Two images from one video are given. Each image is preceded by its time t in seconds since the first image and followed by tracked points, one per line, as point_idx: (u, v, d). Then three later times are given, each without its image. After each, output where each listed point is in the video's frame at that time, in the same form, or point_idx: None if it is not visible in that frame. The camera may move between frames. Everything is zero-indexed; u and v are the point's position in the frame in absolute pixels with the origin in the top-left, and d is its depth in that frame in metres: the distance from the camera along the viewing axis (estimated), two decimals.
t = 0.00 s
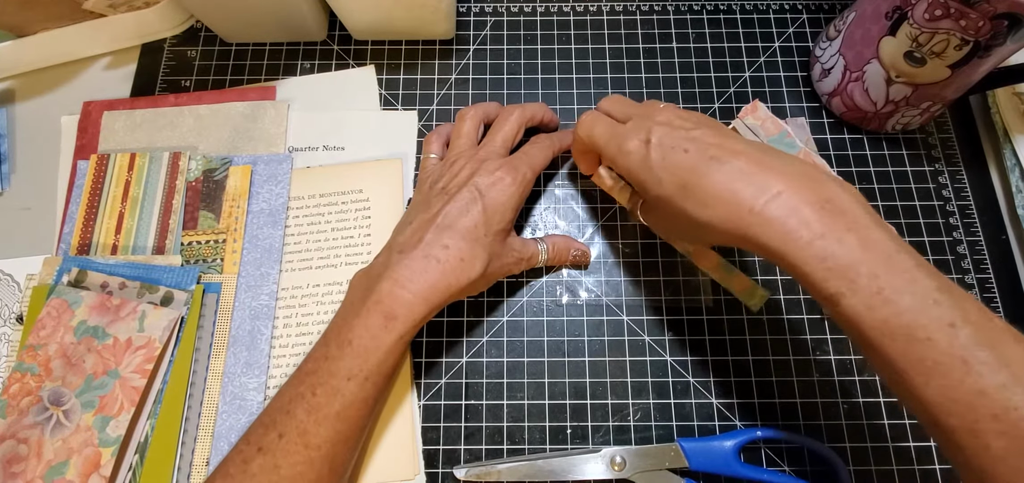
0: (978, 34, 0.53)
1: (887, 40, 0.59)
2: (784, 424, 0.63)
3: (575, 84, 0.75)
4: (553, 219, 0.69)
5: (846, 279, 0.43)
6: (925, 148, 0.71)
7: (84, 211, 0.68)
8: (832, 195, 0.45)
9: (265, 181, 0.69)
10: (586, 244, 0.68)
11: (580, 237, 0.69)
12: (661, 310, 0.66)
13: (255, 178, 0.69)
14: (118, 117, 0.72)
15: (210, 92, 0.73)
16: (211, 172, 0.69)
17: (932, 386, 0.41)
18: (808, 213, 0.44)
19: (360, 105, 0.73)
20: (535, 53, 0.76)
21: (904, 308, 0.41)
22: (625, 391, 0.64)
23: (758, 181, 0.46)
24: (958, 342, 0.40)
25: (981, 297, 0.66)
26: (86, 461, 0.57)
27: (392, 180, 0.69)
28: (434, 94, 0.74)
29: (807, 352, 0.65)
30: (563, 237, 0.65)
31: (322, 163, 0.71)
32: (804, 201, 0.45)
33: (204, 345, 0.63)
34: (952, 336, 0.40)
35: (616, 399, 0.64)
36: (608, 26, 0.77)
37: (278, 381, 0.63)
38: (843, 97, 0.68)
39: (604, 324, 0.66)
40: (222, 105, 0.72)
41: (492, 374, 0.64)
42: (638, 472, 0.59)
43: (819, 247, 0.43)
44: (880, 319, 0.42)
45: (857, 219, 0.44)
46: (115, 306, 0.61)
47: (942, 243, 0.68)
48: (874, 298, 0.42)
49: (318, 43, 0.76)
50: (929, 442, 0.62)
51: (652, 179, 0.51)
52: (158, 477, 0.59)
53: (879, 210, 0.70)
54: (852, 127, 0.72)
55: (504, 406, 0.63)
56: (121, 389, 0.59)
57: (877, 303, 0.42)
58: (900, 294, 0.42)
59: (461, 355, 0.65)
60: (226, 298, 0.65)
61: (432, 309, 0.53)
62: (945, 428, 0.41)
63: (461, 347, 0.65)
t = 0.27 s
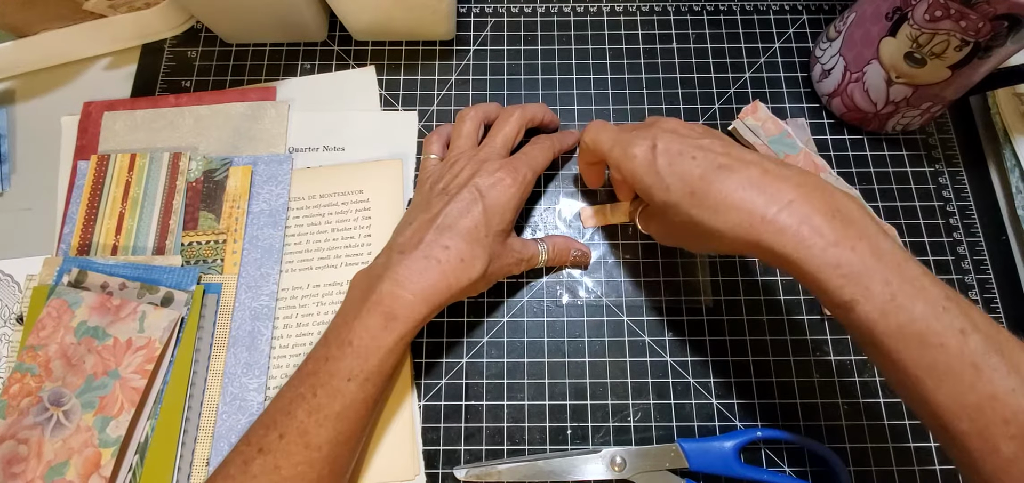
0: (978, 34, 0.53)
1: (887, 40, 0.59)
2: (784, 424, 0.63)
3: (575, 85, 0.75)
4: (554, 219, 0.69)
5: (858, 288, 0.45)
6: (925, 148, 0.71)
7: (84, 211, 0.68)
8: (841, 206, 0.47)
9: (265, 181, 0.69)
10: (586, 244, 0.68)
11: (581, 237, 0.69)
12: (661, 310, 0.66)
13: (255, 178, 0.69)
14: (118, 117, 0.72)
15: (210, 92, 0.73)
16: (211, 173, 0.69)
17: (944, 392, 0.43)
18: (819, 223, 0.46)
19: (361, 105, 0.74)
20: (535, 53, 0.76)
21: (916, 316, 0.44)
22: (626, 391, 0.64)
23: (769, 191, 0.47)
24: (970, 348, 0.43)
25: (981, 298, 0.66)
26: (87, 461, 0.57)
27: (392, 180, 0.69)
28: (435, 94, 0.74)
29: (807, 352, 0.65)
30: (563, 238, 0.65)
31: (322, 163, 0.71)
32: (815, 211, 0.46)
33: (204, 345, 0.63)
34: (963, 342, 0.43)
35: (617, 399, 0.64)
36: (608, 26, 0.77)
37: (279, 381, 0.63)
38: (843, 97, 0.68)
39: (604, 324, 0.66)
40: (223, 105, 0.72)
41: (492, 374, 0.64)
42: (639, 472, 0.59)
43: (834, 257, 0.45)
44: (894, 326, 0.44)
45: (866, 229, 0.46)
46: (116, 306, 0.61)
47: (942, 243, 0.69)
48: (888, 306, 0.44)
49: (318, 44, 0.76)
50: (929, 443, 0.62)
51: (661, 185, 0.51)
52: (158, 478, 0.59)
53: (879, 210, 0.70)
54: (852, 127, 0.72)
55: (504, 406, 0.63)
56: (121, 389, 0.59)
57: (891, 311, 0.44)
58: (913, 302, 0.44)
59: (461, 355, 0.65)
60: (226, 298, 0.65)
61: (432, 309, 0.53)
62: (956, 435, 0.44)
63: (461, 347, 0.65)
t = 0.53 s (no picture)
0: (978, 34, 0.53)
1: (887, 40, 0.59)
2: (784, 424, 0.63)
3: (575, 85, 0.75)
4: (554, 219, 0.69)
5: (871, 357, 0.40)
6: (925, 148, 0.71)
7: (84, 211, 0.68)
8: (862, 262, 0.41)
9: (265, 181, 0.69)
10: (586, 244, 0.68)
11: (581, 237, 0.69)
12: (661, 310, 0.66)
13: (255, 178, 0.69)
14: (118, 117, 0.72)
15: (210, 92, 0.73)
16: (211, 172, 0.69)
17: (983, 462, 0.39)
18: (849, 291, 0.40)
19: (361, 105, 0.73)
20: (535, 53, 0.76)
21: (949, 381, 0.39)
22: (626, 391, 0.64)
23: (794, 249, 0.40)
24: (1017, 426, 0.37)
25: (981, 298, 0.67)
26: (87, 461, 0.57)
27: (392, 180, 0.69)
28: (435, 94, 0.74)
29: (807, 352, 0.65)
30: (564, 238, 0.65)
31: (322, 163, 0.71)
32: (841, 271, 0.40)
33: (204, 345, 0.63)
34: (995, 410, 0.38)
35: (617, 399, 0.64)
36: (608, 26, 0.77)
37: (279, 381, 0.63)
38: (843, 97, 0.68)
39: (604, 324, 0.66)
40: (223, 105, 0.72)
41: (492, 374, 0.64)
42: (639, 472, 0.59)
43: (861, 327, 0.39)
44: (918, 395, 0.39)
45: (899, 296, 0.40)
46: (115, 306, 0.61)
47: (943, 243, 0.68)
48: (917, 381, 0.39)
49: (318, 43, 0.76)
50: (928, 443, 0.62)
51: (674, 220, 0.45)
52: (158, 478, 0.59)
53: (879, 210, 0.70)
54: (852, 127, 0.72)
55: (504, 406, 0.63)
56: (121, 389, 0.59)
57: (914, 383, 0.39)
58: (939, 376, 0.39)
59: (461, 355, 0.65)
60: (226, 298, 0.65)
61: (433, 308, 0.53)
62: None
63: (462, 347, 0.65)
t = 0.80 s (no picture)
0: (978, 34, 0.53)
1: (887, 40, 0.59)
2: (784, 424, 0.63)
3: (574, 85, 0.75)
4: (554, 218, 0.69)
5: None
6: (925, 148, 0.71)
7: (84, 211, 0.68)
8: None
9: (265, 181, 0.69)
10: (586, 244, 0.68)
11: (581, 237, 0.69)
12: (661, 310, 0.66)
13: (255, 178, 0.69)
14: (118, 117, 0.72)
15: (210, 92, 0.73)
16: (211, 172, 0.69)
17: None
18: None
19: (361, 105, 0.74)
20: (535, 53, 0.76)
21: None
22: (626, 391, 0.64)
23: None
24: None
25: (981, 298, 0.66)
26: (87, 460, 0.57)
27: (392, 180, 0.69)
28: (435, 94, 0.74)
29: (807, 352, 0.65)
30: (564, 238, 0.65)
31: (322, 163, 0.71)
32: None
33: (204, 345, 0.63)
34: None
35: (617, 399, 0.64)
36: (608, 26, 0.77)
37: (279, 381, 0.63)
38: (843, 97, 0.68)
39: (604, 324, 0.66)
40: (223, 105, 0.72)
41: (492, 374, 0.64)
42: (638, 472, 0.59)
43: None
44: None
45: None
46: (116, 306, 0.61)
47: (942, 243, 0.68)
48: None
49: (318, 44, 0.76)
50: (928, 442, 0.62)
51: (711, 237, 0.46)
52: (158, 477, 0.59)
53: (879, 210, 0.70)
54: (852, 127, 0.72)
55: (504, 406, 0.63)
56: (121, 389, 0.59)
57: None
58: None
59: (461, 355, 0.65)
60: (226, 298, 0.65)
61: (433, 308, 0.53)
62: None
63: (461, 347, 0.65)
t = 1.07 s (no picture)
0: (978, 34, 0.53)
1: (888, 40, 0.59)
2: (784, 424, 0.63)
3: (574, 85, 0.75)
4: (554, 219, 0.69)
5: None
6: (925, 148, 0.71)
7: (84, 211, 0.68)
8: None
9: (265, 181, 0.69)
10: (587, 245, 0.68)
11: (581, 237, 0.68)
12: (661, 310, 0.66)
13: (255, 178, 0.69)
14: (118, 117, 0.72)
15: (210, 92, 0.73)
16: (211, 172, 0.69)
17: None
18: None
19: (361, 105, 0.73)
20: (535, 53, 0.76)
21: None
22: (626, 391, 0.64)
23: None
24: None
25: (981, 298, 0.66)
26: (87, 461, 0.57)
27: (392, 180, 0.69)
28: (434, 94, 0.74)
29: (807, 352, 0.65)
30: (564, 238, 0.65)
31: (322, 163, 0.71)
32: None
33: (204, 345, 0.63)
34: None
35: (617, 399, 0.64)
36: (608, 26, 0.77)
37: (278, 381, 0.63)
38: (843, 97, 0.68)
39: (604, 324, 0.66)
40: (223, 105, 0.72)
41: (492, 374, 0.64)
42: (638, 472, 0.59)
43: None
44: None
45: None
46: (116, 306, 0.61)
47: (943, 243, 0.68)
48: None
49: (318, 44, 0.76)
50: (928, 443, 0.62)
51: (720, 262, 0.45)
52: (158, 478, 0.59)
53: (879, 210, 0.70)
54: (852, 127, 0.72)
55: (504, 406, 0.63)
56: (121, 389, 0.59)
57: None
58: None
59: (461, 355, 0.65)
60: (226, 298, 0.65)
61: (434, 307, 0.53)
62: None
63: (461, 347, 0.65)
